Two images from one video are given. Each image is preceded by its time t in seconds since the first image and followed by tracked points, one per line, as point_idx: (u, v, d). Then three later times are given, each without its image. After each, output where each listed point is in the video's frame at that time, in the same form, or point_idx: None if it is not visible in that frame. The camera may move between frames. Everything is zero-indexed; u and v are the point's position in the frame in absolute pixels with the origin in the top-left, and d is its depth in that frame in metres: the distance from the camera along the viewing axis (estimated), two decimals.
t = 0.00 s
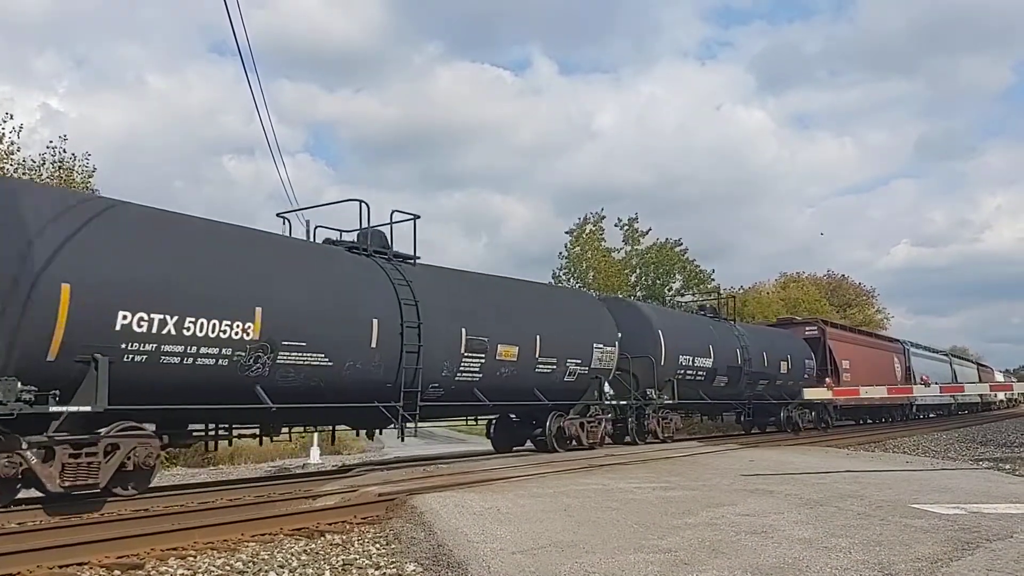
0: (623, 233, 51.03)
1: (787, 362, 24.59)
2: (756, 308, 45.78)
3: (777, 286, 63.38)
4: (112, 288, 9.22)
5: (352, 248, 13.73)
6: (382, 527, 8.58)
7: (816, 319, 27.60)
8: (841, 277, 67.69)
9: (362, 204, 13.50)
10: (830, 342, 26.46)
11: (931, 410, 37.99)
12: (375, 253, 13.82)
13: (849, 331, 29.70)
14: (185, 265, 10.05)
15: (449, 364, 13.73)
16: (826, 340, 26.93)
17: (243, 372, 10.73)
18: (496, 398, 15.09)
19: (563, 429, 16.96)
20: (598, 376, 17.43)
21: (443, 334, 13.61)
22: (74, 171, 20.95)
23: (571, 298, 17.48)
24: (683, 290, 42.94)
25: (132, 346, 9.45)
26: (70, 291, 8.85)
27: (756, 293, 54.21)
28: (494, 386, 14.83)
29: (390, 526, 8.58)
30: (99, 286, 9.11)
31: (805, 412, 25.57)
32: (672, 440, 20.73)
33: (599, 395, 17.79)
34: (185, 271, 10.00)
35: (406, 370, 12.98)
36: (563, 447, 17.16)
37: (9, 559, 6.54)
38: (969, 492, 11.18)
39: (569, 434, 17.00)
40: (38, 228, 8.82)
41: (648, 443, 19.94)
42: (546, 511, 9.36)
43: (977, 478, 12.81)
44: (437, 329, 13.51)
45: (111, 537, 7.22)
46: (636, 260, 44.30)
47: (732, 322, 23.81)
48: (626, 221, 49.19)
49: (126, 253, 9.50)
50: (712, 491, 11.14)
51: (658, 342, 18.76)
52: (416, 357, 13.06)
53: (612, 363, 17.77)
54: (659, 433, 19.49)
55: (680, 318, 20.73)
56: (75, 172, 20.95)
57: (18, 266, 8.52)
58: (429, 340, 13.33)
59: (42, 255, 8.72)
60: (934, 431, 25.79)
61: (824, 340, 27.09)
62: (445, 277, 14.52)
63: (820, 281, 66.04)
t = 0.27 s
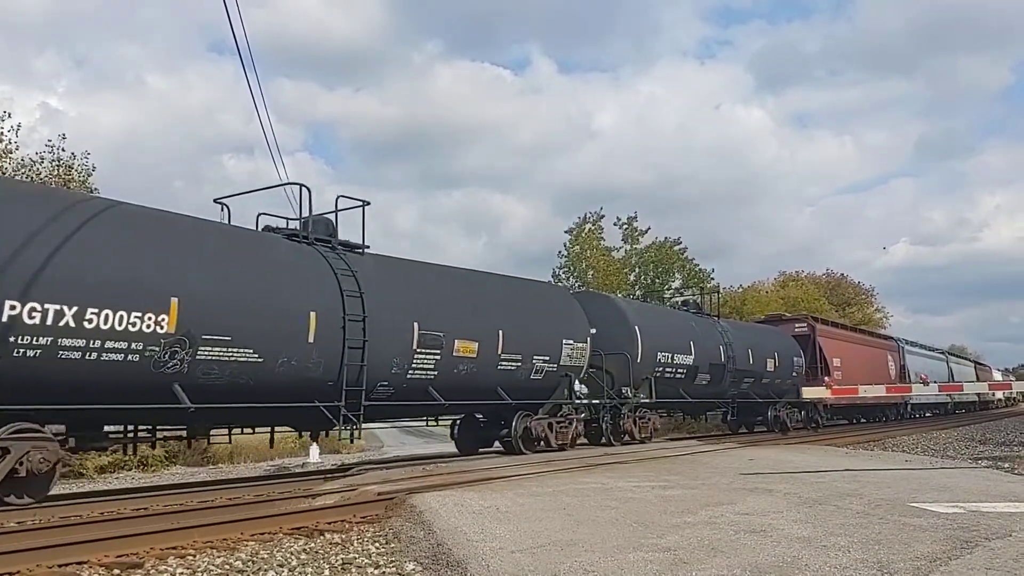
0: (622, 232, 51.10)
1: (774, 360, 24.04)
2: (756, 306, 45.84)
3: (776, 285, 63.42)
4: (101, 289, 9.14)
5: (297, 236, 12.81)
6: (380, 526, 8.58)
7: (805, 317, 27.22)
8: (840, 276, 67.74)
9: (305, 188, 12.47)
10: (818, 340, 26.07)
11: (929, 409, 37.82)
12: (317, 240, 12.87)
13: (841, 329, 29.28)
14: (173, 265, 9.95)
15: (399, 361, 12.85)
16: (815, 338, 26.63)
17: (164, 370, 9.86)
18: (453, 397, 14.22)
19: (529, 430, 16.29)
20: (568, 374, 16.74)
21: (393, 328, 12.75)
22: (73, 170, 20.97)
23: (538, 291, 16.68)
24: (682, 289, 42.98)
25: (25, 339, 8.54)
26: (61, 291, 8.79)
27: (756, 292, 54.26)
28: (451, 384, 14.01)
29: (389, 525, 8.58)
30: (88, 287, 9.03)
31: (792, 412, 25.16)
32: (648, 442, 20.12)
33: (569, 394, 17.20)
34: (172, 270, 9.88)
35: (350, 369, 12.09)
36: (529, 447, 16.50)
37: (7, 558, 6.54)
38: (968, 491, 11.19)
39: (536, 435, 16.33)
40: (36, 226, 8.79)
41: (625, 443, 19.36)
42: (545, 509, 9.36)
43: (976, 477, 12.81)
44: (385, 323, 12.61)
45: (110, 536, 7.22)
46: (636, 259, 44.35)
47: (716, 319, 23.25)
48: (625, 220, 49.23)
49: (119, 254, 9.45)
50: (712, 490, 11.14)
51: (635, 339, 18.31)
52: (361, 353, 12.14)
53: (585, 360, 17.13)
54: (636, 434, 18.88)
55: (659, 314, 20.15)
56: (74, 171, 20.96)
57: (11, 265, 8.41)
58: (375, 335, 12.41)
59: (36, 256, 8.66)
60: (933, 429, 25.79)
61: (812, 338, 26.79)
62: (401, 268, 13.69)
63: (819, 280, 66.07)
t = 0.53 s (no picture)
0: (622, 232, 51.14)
1: (760, 359, 23.38)
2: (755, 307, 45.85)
3: (776, 286, 63.46)
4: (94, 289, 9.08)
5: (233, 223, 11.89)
6: (380, 526, 8.58)
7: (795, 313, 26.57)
8: (840, 277, 67.78)
9: (237, 173, 11.76)
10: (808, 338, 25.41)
11: (929, 408, 37.03)
12: (250, 229, 11.90)
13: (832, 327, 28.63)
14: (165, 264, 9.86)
15: (341, 359, 11.90)
16: (805, 337, 26.04)
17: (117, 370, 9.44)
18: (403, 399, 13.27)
19: (491, 433, 15.42)
20: (535, 373, 15.94)
21: (335, 322, 11.83)
22: (71, 170, 20.97)
23: (503, 285, 15.87)
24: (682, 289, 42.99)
25: None
26: (60, 293, 8.78)
27: (756, 293, 54.28)
28: (403, 385, 13.10)
29: (388, 525, 8.58)
30: (84, 288, 9.00)
31: (779, 413, 24.48)
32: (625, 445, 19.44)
33: (537, 394, 16.31)
34: (167, 271, 9.85)
35: (284, 368, 11.14)
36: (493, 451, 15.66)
37: (7, 559, 6.55)
38: (967, 491, 11.19)
39: (499, 438, 15.46)
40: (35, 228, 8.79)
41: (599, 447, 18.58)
42: (545, 510, 9.37)
43: (975, 478, 12.81)
44: (325, 316, 11.69)
45: (110, 537, 7.22)
46: (636, 259, 44.37)
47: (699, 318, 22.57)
48: (625, 220, 49.24)
49: (115, 254, 9.40)
50: (710, 490, 11.14)
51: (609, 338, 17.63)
52: (296, 351, 11.21)
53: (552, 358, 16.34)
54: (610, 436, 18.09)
55: (636, 311, 19.44)
56: (72, 171, 20.96)
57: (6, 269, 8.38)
58: (311, 330, 11.44)
59: (33, 256, 8.66)
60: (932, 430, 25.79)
61: (801, 337, 26.21)
62: (350, 259, 12.83)
63: (818, 281, 66.08)
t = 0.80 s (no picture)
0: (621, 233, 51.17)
1: (744, 358, 22.82)
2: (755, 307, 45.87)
3: (775, 286, 63.50)
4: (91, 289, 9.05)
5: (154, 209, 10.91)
6: (379, 527, 8.57)
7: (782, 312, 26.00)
8: (839, 278, 67.83)
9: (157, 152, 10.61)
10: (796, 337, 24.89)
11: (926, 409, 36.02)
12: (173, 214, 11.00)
13: (820, 325, 28.07)
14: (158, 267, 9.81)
15: (274, 357, 10.99)
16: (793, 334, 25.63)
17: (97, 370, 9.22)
18: (346, 401, 12.39)
19: (449, 436, 14.49)
20: (497, 373, 15.19)
21: (267, 317, 10.94)
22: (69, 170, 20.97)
23: (463, 280, 15.01)
24: (681, 290, 43.02)
25: None
26: (60, 293, 8.79)
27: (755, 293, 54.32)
28: (346, 385, 12.21)
29: (388, 526, 8.58)
30: (82, 289, 8.98)
31: (762, 412, 23.90)
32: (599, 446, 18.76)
33: (500, 395, 15.42)
34: (70, 262, 8.95)
35: (205, 367, 10.24)
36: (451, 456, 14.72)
37: (7, 560, 6.56)
38: (966, 492, 11.19)
39: (457, 441, 14.52)
40: (35, 229, 8.79)
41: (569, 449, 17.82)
42: (544, 511, 9.38)
43: (975, 478, 12.81)
44: (256, 311, 10.82)
45: (109, 537, 7.22)
46: (635, 260, 44.39)
47: (681, 315, 21.88)
48: (624, 221, 49.27)
49: (114, 255, 9.40)
50: (710, 491, 11.14)
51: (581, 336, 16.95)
52: (220, 348, 10.31)
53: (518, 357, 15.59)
54: (581, 438, 17.36)
55: (613, 308, 18.75)
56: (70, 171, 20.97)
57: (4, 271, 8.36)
58: (237, 323, 10.54)
59: (36, 258, 8.66)
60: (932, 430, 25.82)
61: (790, 335, 25.78)
62: (292, 250, 11.97)
63: (818, 282, 66.10)
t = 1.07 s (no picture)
0: (620, 234, 51.15)
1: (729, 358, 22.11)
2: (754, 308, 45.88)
3: (774, 287, 63.51)
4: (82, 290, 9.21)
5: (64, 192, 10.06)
6: (378, 527, 8.57)
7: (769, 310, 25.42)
8: (838, 279, 67.85)
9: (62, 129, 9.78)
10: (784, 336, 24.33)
11: (922, 413, 35.56)
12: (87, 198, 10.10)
13: (810, 324, 27.54)
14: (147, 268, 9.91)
15: (192, 355, 10.18)
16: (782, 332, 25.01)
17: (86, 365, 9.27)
18: (280, 403, 11.47)
19: (402, 440, 13.49)
20: (455, 372, 14.18)
21: (187, 310, 10.14)
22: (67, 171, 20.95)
23: (423, 275, 14.11)
24: (680, 291, 43.03)
25: None
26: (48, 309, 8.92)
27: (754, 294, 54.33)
28: (279, 386, 11.33)
29: (387, 526, 8.58)
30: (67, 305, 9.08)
31: (746, 412, 23.14)
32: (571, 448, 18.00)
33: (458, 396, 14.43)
34: None
35: (112, 365, 9.46)
36: (405, 461, 13.72)
37: (7, 560, 6.55)
38: (965, 493, 11.21)
39: (409, 445, 13.54)
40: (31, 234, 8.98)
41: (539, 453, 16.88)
42: (543, 511, 9.39)
43: (973, 479, 12.82)
44: (175, 305, 10.03)
45: (111, 537, 7.23)
46: (634, 260, 44.39)
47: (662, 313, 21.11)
48: (624, 222, 49.26)
49: (108, 258, 9.54)
50: (708, 491, 11.13)
51: (550, 333, 16.16)
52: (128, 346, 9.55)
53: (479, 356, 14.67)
54: (550, 441, 16.48)
55: (586, 305, 17.97)
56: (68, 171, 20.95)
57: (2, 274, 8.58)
58: (149, 317, 9.77)
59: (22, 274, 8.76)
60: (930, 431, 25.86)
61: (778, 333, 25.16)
62: (246, 243, 11.39)
63: (817, 282, 66.14)
